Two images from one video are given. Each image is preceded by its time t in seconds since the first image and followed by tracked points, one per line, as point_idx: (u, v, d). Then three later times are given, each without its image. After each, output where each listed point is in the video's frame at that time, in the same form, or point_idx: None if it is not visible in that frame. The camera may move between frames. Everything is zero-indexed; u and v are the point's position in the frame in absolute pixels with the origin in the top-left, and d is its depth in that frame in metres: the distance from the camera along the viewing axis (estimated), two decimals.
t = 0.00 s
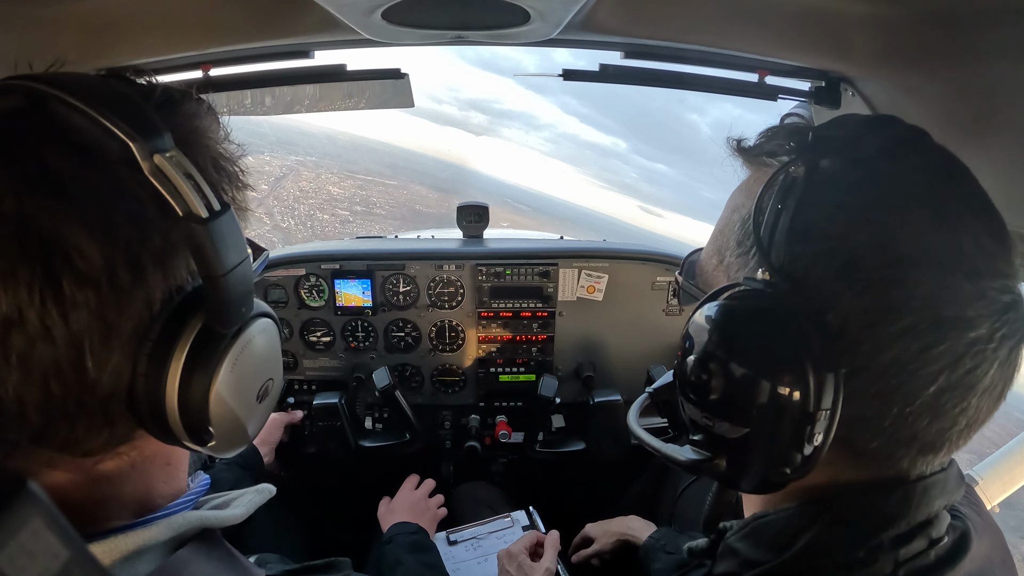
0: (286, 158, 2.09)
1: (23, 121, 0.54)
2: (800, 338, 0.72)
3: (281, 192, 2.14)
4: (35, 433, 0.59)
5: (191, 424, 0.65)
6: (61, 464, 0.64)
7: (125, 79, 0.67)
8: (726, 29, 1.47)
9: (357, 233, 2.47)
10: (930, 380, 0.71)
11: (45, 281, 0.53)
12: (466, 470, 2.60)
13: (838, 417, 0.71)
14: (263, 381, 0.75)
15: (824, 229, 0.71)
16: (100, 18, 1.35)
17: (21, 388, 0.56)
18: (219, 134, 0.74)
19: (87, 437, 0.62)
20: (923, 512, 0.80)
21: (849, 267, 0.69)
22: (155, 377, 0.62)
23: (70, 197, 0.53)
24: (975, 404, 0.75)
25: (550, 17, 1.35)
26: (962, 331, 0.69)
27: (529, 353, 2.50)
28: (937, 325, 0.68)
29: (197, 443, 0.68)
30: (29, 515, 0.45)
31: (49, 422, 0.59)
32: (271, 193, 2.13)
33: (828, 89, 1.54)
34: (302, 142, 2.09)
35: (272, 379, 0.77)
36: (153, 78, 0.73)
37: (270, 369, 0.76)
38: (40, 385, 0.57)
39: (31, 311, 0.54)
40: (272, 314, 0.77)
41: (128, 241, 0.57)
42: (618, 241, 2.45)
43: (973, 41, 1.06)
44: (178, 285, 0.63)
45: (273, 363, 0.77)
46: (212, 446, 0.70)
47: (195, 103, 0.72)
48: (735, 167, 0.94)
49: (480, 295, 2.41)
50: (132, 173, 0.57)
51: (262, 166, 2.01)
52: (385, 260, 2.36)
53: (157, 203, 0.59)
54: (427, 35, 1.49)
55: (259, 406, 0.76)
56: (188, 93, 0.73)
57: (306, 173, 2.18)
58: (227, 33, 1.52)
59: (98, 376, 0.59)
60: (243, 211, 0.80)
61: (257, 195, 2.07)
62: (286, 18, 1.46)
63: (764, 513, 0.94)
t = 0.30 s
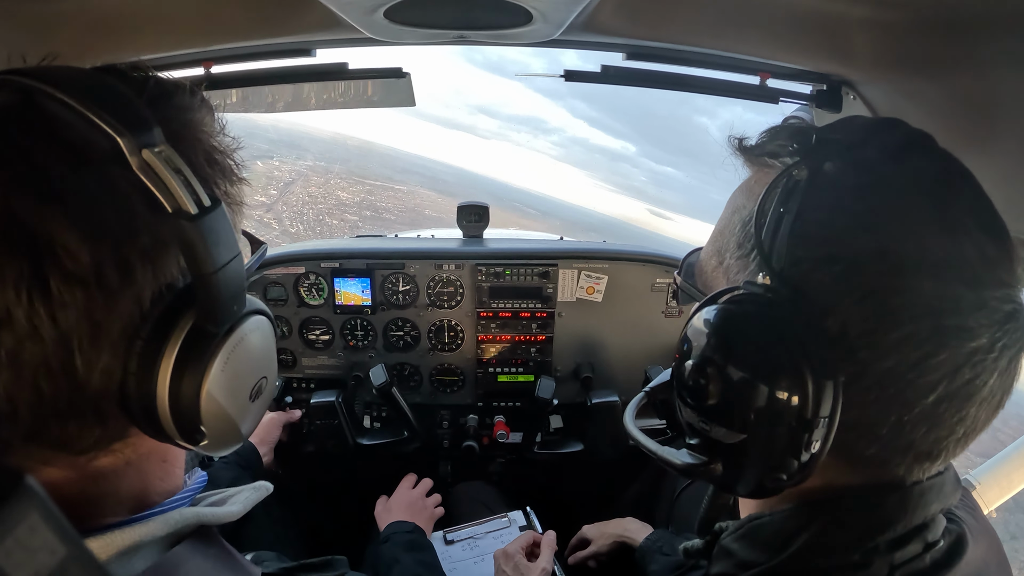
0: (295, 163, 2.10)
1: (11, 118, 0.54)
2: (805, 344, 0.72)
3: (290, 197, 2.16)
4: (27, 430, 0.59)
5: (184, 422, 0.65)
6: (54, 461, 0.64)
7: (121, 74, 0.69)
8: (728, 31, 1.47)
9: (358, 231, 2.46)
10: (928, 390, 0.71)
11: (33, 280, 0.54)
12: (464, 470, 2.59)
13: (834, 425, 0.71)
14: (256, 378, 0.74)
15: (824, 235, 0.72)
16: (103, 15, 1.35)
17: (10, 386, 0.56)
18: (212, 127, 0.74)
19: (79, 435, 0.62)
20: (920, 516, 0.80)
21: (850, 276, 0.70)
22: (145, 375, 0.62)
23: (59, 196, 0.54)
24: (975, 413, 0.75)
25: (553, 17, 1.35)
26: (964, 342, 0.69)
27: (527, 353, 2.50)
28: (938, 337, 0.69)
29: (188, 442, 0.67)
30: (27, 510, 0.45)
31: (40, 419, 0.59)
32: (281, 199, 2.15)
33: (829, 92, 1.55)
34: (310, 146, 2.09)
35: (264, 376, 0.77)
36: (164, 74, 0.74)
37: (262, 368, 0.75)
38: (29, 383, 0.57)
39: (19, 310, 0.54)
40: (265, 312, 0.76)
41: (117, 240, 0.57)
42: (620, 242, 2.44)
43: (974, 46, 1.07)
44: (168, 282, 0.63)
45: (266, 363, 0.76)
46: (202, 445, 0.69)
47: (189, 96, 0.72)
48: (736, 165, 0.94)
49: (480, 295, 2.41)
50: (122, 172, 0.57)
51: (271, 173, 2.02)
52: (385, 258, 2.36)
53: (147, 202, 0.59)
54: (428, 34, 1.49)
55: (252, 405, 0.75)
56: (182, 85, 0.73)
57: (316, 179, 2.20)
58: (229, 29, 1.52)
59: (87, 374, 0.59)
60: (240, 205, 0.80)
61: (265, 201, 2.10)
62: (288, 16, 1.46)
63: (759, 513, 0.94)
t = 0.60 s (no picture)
0: (305, 167, 2.12)
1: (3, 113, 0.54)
2: (823, 345, 0.70)
3: (299, 202, 2.18)
4: (20, 429, 0.59)
5: (176, 421, 0.65)
6: (49, 459, 0.64)
7: (115, 73, 0.68)
8: (728, 32, 1.47)
9: (357, 230, 2.46)
10: (941, 388, 0.71)
11: (23, 277, 0.53)
12: (462, 470, 2.59)
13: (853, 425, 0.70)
14: (251, 377, 0.74)
15: (837, 237, 0.71)
16: (102, 13, 1.35)
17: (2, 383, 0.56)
18: (209, 126, 0.74)
19: (72, 433, 0.62)
20: (918, 517, 0.80)
21: (867, 276, 0.70)
22: (138, 372, 0.62)
23: (50, 191, 0.54)
24: (979, 415, 0.76)
25: (554, 17, 1.35)
26: (976, 341, 0.70)
27: (526, 353, 2.49)
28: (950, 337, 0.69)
29: (183, 441, 0.67)
30: (26, 508, 0.43)
31: (33, 417, 0.59)
32: (290, 204, 2.17)
33: (829, 94, 1.55)
34: (317, 151, 2.10)
35: (260, 375, 0.76)
36: (160, 72, 0.74)
37: (257, 365, 0.75)
38: (21, 380, 0.56)
39: (10, 307, 0.53)
40: (262, 310, 0.76)
41: (109, 236, 0.57)
42: (620, 242, 2.44)
43: (973, 49, 1.07)
44: (161, 279, 0.63)
45: (260, 361, 0.76)
46: (197, 443, 0.69)
47: (185, 94, 0.72)
48: (736, 169, 0.94)
49: (479, 294, 2.41)
50: (115, 168, 0.57)
51: (279, 177, 2.04)
52: (384, 258, 2.35)
53: (139, 200, 0.59)
54: (429, 34, 1.49)
55: (247, 402, 0.75)
56: (179, 83, 0.73)
57: (324, 183, 2.20)
58: (229, 28, 1.52)
59: (80, 372, 0.59)
60: (236, 205, 0.80)
61: (274, 207, 2.12)
62: (289, 15, 1.46)
63: (758, 513, 0.95)
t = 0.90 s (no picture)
0: (314, 172, 2.17)
1: (8, 121, 0.54)
2: (833, 341, 0.71)
3: (307, 207, 2.20)
4: (23, 436, 0.59)
5: (180, 430, 0.65)
6: (51, 466, 0.64)
7: (121, 75, 0.69)
8: (727, 32, 1.47)
9: (357, 232, 2.46)
10: (950, 384, 0.71)
11: (27, 285, 0.54)
12: (464, 470, 2.60)
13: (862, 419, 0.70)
14: (257, 387, 0.75)
15: (849, 231, 0.71)
16: (102, 16, 1.35)
17: (6, 392, 0.56)
18: (215, 130, 0.75)
19: (76, 442, 0.62)
20: (922, 515, 0.80)
21: (882, 271, 0.69)
22: (143, 381, 0.62)
23: (54, 200, 0.54)
24: (990, 409, 0.75)
25: (553, 18, 1.35)
26: (985, 336, 0.70)
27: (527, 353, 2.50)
28: (962, 328, 0.69)
29: (187, 450, 0.68)
30: (28, 512, 0.43)
31: (37, 424, 0.59)
32: (298, 209, 2.20)
33: (829, 93, 1.55)
34: (327, 157, 2.15)
35: (266, 385, 0.77)
36: (161, 73, 0.74)
37: (263, 376, 0.75)
38: (25, 389, 0.57)
39: (14, 316, 0.54)
40: (267, 319, 0.76)
41: (113, 244, 0.57)
42: (620, 241, 2.44)
43: (974, 47, 1.07)
44: (166, 288, 0.62)
45: (266, 370, 0.76)
46: (201, 454, 0.69)
47: (192, 98, 0.72)
48: (748, 165, 0.92)
49: (479, 295, 2.41)
50: (117, 173, 0.57)
51: (288, 182, 2.08)
52: (384, 259, 2.36)
53: (145, 206, 0.59)
54: (429, 35, 1.49)
55: (253, 414, 0.75)
56: (185, 87, 0.73)
57: (334, 188, 2.24)
58: (228, 30, 1.52)
59: (85, 381, 0.59)
60: (242, 212, 0.80)
61: (282, 211, 2.17)
62: (288, 16, 1.46)
63: (762, 509, 0.95)
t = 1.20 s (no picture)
0: (321, 176, 2.19)
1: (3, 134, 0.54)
2: (848, 341, 0.71)
3: (315, 211, 2.24)
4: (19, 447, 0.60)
5: (176, 439, 0.65)
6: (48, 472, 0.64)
7: (119, 76, 0.70)
8: (727, 34, 1.47)
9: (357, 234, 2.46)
10: (962, 386, 0.71)
11: (20, 299, 0.54)
12: (466, 472, 2.60)
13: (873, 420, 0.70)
14: (257, 396, 0.75)
15: (862, 228, 0.70)
16: (104, 19, 1.36)
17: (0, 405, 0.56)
18: (215, 132, 0.75)
19: (72, 452, 0.63)
20: (928, 515, 0.80)
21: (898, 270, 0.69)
22: (140, 392, 0.62)
23: (46, 214, 0.54)
24: (1000, 410, 0.75)
25: (553, 20, 1.36)
26: (997, 337, 0.69)
27: (528, 355, 2.50)
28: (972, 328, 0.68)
29: (186, 462, 0.68)
30: (30, 509, 0.42)
31: (33, 436, 0.60)
32: (307, 213, 2.24)
33: (829, 93, 1.55)
34: (335, 160, 2.16)
35: (264, 395, 0.77)
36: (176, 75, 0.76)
37: (262, 386, 0.76)
38: (19, 401, 0.57)
39: (6, 329, 0.54)
40: (268, 328, 0.76)
41: (106, 258, 0.58)
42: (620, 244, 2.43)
43: (974, 46, 1.07)
44: (160, 300, 0.63)
45: (266, 379, 0.76)
46: (199, 464, 0.69)
47: (190, 98, 0.72)
48: (758, 161, 0.93)
49: (480, 297, 2.41)
50: (110, 184, 0.57)
51: (296, 187, 2.12)
52: (385, 261, 2.36)
53: (138, 218, 0.59)
54: (429, 37, 1.50)
55: (251, 423, 0.75)
56: (183, 86, 0.73)
57: (341, 193, 2.26)
58: (229, 33, 1.53)
59: (80, 394, 0.60)
60: (239, 218, 0.80)
61: (290, 215, 2.20)
62: (288, 19, 1.47)
63: (764, 509, 0.96)
